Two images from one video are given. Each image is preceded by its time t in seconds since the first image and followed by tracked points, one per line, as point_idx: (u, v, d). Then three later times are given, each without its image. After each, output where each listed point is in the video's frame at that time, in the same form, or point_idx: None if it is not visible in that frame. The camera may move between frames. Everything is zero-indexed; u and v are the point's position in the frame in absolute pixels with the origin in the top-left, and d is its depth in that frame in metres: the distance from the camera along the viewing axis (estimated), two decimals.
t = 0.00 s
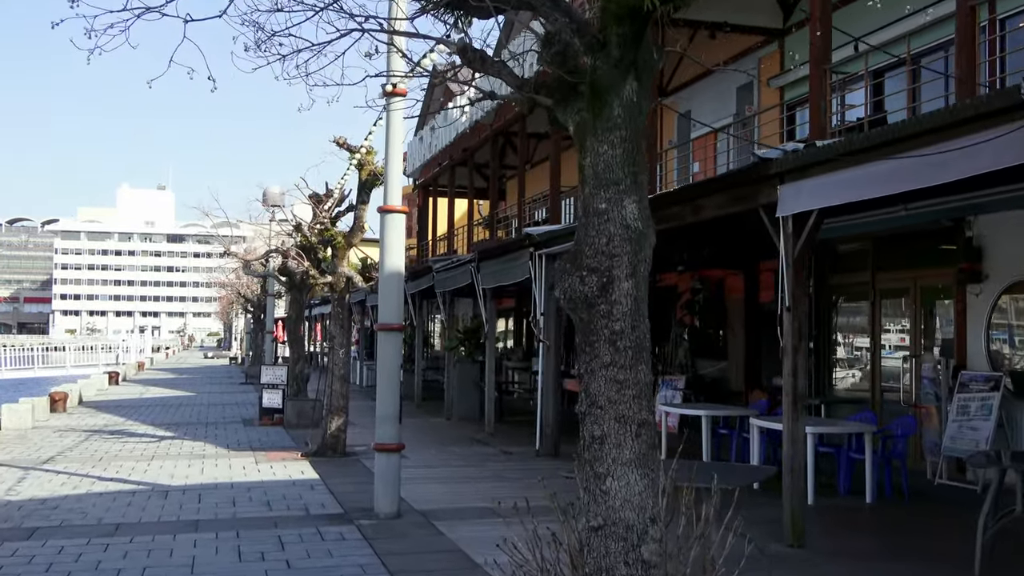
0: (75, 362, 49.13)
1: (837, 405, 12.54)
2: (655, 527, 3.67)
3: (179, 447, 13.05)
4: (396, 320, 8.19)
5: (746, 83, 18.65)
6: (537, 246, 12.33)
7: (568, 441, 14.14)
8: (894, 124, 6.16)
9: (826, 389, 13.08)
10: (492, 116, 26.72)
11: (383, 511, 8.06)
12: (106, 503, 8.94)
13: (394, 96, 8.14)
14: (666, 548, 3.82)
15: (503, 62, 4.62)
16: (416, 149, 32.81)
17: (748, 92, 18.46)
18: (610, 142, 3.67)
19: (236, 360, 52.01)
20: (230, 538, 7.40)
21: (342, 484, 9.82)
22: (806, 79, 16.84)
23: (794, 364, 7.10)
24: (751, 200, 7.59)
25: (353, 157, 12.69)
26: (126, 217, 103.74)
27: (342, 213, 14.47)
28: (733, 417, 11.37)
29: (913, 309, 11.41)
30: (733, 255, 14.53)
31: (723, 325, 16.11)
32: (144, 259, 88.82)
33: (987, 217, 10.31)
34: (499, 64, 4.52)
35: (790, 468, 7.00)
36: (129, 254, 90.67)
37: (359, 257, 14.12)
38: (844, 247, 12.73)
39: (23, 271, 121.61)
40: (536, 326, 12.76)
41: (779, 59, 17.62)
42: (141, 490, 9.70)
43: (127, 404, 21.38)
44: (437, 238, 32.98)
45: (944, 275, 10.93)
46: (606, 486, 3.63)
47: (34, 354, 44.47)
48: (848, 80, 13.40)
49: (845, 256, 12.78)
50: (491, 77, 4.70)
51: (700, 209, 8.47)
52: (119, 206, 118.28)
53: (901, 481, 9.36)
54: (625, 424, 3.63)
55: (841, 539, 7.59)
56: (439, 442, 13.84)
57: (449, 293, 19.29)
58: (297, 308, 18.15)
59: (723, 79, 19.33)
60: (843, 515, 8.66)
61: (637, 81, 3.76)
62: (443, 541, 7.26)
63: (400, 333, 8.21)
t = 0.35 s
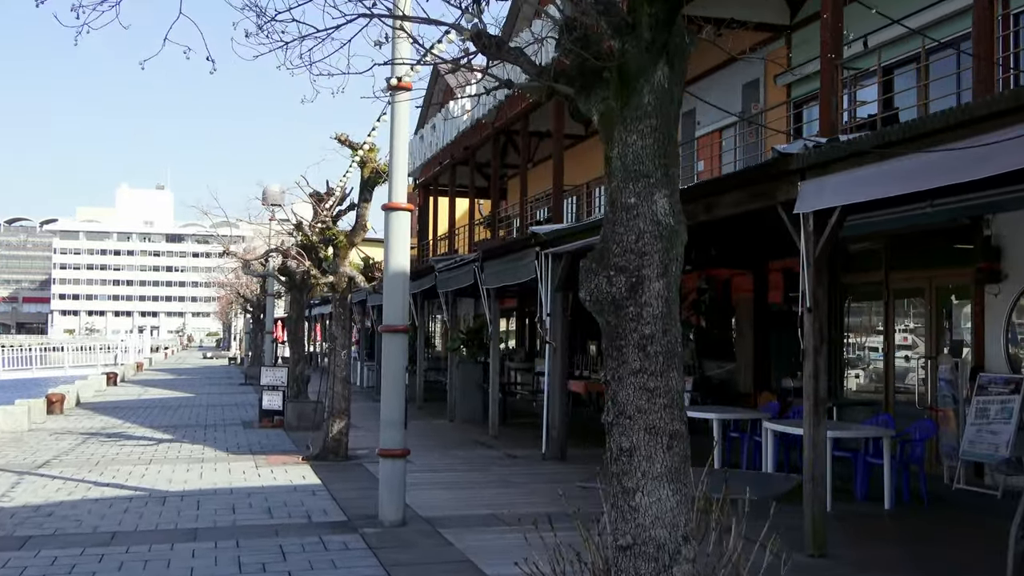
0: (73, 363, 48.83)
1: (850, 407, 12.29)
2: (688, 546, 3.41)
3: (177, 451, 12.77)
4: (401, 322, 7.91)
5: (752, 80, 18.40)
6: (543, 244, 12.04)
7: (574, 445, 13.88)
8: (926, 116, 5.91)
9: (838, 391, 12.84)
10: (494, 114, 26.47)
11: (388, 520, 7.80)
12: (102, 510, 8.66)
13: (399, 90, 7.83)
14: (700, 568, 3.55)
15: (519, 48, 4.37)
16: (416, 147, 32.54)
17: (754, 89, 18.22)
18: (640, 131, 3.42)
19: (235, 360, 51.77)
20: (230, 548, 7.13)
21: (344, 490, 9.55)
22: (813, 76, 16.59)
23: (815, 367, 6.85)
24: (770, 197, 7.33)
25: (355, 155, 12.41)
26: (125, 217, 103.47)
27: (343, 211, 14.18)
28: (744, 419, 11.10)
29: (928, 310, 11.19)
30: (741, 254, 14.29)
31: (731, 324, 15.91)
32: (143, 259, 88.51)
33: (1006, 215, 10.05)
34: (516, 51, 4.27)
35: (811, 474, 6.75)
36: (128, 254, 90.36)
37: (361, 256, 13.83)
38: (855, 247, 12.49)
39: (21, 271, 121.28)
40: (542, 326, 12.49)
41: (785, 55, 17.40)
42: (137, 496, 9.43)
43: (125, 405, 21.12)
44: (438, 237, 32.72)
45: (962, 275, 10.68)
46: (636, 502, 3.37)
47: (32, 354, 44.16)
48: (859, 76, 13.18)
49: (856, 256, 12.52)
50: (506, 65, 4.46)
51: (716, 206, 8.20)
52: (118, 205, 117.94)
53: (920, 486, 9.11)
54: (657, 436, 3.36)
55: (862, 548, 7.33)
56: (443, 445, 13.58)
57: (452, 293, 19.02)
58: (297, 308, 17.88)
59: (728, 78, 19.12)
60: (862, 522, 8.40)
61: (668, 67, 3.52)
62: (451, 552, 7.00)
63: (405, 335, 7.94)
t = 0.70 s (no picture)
0: (71, 363, 48.52)
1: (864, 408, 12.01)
2: (727, 560, 3.11)
3: (173, 453, 12.46)
4: (404, 318, 7.61)
5: (758, 76, 18.15)
6: (550, 241, 11.76)
7: (580, 446, 13.60)
8: (960, 100, 5.60)
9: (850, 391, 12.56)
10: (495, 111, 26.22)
11: (392, 524, 7.51)
12: (94, 515, 8.35)
13: (402, 78, 7.54)
14: None
15: (539, 22, 4.12)
16: (416, 146, 32.25)
17: (760, 85, 17.96)
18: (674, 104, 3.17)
19: (234, 361, 51.52)
20: (227, 554, 6.82)
21: (345, 493, 9.24)
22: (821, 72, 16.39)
23: (838, 366, 6.55)
24: (790, 189, 7.04)
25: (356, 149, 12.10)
26: (123, 217, 103.15)
27: (343, 208, 13.88)
28: (756, 420, 10.80)
29: (943, 307, 10.91)
30: (751, 251, 14.04)
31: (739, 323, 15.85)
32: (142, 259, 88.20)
33: None
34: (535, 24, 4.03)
35: (835, 478, 6.48)
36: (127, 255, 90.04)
37: (361, 253, 13.51)
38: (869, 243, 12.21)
39: (20, 272, 120.93)
40: (548, 325, 12.21)
41: (792, 51, 17.15)
42: (132, 500, 9.13)
43: (121, 406, 20.81)
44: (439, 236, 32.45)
45: (982, 271, 10.39)
46: (671, 512, 3.07)
47: (29, 355, 43.79)
48: (870, 69, 12.98)
49: (871, 252, 12.23)
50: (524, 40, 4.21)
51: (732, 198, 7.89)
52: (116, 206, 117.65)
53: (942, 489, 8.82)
54: (693, 439, 3.06)
55: (887, 555, 7.02)
56: (446, 447, 13.27)
57: (454, 291, 18.73)
58: (296, 308, 17.57)
59: (733, 74, 18.89)
60: (883, 527, 8.10)
61: (703, 35, 3.29)
62: (458, 559, 6.69)
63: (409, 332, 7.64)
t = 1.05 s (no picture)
0: (69, 362, 48.24)
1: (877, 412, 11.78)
2: None
3: (169, 456, 12.15)
4: (407, 320, 7.34)
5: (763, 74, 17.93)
6: (555, 240, 11.46)
7: (585, 450, 13.31)
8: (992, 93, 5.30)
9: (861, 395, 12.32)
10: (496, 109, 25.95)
11: (394, 533, 7.23)
12: (85, 522, 8.05)
13: (406, 69, 7.32)
14: None
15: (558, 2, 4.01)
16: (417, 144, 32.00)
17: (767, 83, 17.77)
18: (714, 89, 3.09)
19: (232, 361, 51.27)
20: (222, 566, 6.52)
21: (345, 500, 8.95)
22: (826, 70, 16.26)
23: (860, 372, 6.27)
24: (811, 185, 6.77)
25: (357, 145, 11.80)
26: (121, 216, 102.83)
27: (343, 206, 13.57)
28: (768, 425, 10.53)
29: (958, 308, 10.66)
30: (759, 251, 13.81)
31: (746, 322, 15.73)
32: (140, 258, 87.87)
33: None
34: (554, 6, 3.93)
35: (858, 489, 6.21)
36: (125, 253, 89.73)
37: (362, 252, 13.21)
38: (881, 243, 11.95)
39: (18, 270, 120.55)
40: (552, 326, 11.89)
41: (799, 48, 16.90)
42: (124, 506, 8.83)
43: (118, 406, 20.52)
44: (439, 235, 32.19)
45: (999, 273, 10.12)
46: (708, 534, 2.92)
47: (25, 353, 43.42)
48: (881, 66, 12.76)
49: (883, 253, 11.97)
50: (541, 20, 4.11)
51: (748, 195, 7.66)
52: (115, 205, 117.26)
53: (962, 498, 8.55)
54: (732, 455, 2.92)
55: (910, 569, 6.73)
56: (447, 450, 12.98)
57: (455, 291, 18.44)
58: (295, 307, 17.28)
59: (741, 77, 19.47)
60: (901, 537, 7.82)
61: (745, 11, 3.18)
62: (464, 571, 6.40)
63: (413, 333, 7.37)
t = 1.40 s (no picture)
0: (66, 363, 47.86)
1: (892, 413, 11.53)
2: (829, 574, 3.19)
3: (166, 459, 11.84)
4: (415, 317, 7.05)
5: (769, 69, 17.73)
6: (563, 236, 11.16)
7: (592, 452, 13.02)
8: None
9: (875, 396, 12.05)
10: (497, 107, 25.64)
11: (401, 540, 6.93)
12: (80, 529, 7.75)
13: (414, 58, 7.04)
14: None
15: None
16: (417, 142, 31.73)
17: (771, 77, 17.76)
18: (772, 57, 3.32)
19: (230, 361, 50.92)
20: None
21: (349, 505, 8.65)
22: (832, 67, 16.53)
23: (891, 372, 6.00)
24: (837, 177, 6.50)
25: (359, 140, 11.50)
26: (119, 216, 102.43)
27: (345, 203, 13.24)
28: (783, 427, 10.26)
29: (977, 307, 10.38)
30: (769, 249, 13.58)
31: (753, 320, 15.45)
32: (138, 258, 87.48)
33: None
34: None
35: (890, 493, 5.94)
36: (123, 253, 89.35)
37: (365, 251, 12.90)
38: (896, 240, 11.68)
39: (15, 271, 120.15)
40: (559, 326, 11.57)
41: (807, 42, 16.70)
42: (120, 512, 8.52)
43: (114, 408, 20.20)
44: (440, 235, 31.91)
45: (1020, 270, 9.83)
46: (765, 545, 3.15)
47: (23, 354, 43.05)
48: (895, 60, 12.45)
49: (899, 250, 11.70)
50: None
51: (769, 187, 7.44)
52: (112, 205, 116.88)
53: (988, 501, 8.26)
54: (791, 462, 3.13)
55: None
56: (451, 453, 12.68)
57: (459, 291, 18.12)
58: (295, 307, 16.97)
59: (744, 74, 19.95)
60: (926, 542, 7.54)
61: None
62: None
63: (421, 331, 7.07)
